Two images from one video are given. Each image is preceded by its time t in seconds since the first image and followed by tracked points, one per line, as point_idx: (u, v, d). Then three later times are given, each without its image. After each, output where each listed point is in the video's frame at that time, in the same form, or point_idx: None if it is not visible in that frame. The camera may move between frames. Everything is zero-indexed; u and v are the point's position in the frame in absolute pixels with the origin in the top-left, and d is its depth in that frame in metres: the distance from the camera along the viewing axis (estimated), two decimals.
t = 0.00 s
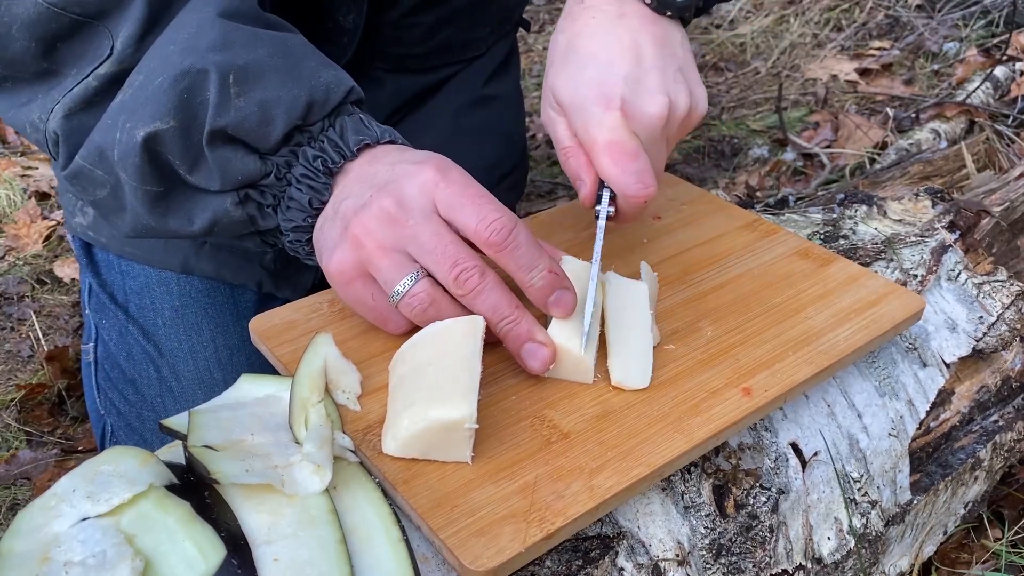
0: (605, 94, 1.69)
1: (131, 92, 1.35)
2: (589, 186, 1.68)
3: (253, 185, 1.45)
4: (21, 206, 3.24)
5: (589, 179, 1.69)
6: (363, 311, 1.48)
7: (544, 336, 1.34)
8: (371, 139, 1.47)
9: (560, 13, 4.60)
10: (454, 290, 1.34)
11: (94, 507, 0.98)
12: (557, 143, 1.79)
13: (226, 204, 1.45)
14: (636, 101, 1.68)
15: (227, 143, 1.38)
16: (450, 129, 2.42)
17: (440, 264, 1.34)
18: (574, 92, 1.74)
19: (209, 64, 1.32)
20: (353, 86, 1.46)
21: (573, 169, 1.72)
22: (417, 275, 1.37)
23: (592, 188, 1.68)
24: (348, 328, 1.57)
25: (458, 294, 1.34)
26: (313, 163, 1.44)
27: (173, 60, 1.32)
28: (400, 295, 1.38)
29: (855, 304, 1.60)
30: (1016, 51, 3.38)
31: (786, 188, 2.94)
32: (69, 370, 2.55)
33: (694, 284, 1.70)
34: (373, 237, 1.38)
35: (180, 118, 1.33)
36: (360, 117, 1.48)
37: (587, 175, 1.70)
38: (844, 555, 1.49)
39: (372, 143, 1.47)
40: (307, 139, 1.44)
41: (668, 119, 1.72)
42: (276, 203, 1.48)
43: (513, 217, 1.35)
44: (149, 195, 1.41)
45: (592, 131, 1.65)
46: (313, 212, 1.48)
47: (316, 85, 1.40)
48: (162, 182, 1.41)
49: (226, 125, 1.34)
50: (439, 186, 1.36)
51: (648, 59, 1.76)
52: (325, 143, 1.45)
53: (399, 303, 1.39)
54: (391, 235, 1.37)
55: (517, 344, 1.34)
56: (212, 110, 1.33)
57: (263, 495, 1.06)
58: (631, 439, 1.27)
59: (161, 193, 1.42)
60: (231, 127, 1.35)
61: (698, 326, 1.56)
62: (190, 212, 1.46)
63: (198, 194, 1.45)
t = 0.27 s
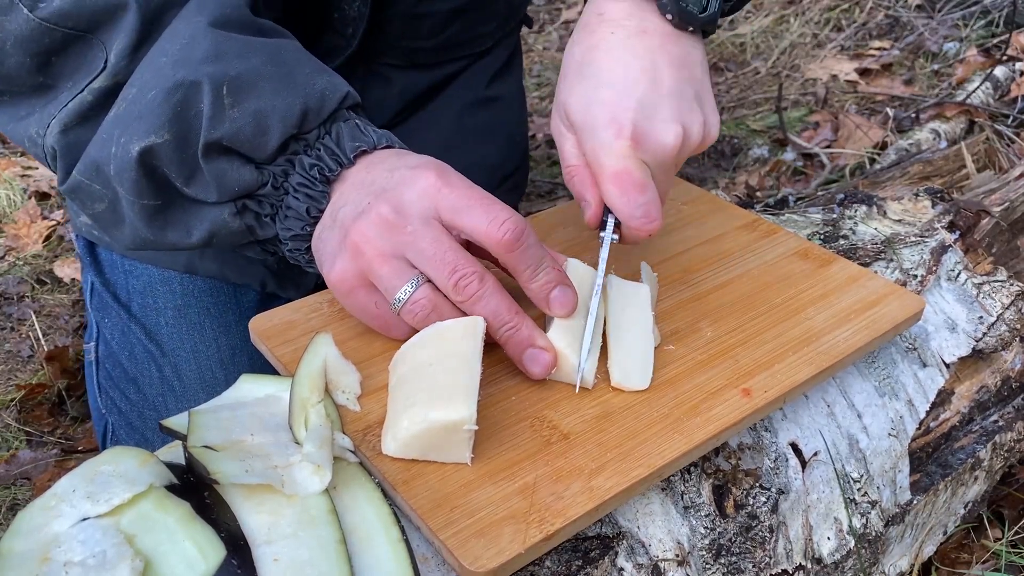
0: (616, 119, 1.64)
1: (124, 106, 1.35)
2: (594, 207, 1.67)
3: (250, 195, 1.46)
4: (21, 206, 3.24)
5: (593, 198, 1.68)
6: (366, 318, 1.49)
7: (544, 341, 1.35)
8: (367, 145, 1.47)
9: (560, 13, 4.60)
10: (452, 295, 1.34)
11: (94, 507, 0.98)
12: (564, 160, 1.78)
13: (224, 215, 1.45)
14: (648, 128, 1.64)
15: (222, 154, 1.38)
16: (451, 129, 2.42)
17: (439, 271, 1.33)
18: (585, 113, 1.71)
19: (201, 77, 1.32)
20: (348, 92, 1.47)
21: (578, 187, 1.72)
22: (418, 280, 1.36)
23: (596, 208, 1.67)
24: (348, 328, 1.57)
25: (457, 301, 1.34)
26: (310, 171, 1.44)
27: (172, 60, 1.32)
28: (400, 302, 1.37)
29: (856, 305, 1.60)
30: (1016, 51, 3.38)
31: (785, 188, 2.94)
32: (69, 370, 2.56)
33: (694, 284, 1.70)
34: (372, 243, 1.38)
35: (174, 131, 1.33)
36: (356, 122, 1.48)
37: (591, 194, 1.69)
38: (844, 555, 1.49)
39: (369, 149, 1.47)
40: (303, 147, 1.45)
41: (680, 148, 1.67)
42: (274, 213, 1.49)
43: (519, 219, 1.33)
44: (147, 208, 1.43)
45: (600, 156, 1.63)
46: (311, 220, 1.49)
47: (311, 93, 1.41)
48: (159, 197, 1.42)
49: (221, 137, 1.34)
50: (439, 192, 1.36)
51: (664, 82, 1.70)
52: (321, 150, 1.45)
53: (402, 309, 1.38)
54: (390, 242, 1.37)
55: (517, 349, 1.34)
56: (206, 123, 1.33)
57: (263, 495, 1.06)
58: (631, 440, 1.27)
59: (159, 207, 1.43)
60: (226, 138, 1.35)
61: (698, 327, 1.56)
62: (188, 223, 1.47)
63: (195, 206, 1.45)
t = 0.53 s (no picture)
0: (612, 135, 1.66)
1: (127, 66, 1.35)
2: (589, 223, 1.66)
3: (249, 163, 1.45)
4: (21, 206, 3.24)
5: (588, 213, 1.67)
6: (357, 299, 1.48)
7: (543, 342, 1.36)
8: (373, 121, 1.47)
9: (560, 13, 4.60)
10: (457, 286, 1.31)
11: (94, 507, 0.98)
12: (557, 173, 1.76)
13: (221, 181, 1.44)
14: (643, 146, 1.66)
15: (225, 120, 1.38)
16: (450, 128, 2.41)
17: (445, 260, 1.31)
18: (581, 127, 1.71)
19: (210, 38, 1.32)
20: (355, 69, 1.48)
21: (573, 203, 1.71)
22: (421, 271, 1.36)
23: (592, 223, 1.66)
24: (348, 328, 1.57)
25: (461, 292, 1.32)
26: (313, 141, 1.44)
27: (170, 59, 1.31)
28: (400, 289, 1.37)
29: (856, 305, 1.60)
30: (1016, 51, 3.38)
31: (785, 188, 2.94)
32: (69, 370, 2.55)
33: (694, 284, 1.70)
34: (380, 224, 1.35)
35: (178, 91, 1.33)
36: (363, 100, 1.48)
37: (586, 209, 1.68)
38: (844, 555, 1.49)
39: (374, 125, 1.46)
40: (307, 118, 1.45)
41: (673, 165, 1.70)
42: (272, 183, 1.48)
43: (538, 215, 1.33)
44: (143, 171, 1.41)
45: (597, 171, 1.63)
46: (310, 192, 1.47)
47: (318, 64, 1.41)
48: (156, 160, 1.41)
49: (225, 99, 1.34)
50: (456, 181, 1.35)
51: (657, 102, 1.73)
52: (326, 122, 1.45)
53: (400, 297, 1.38)
54: (398, 224, 1.34)
55: (516, 350, 1.34)
56: (212, 84, 1.32)
57: (263, 495, 1.06)
58: (631, 440, 1.27)
59: (155, 170, 1.42)
60: (229, 101, 1.35)
61: (698, 327, 1.56)
62: (185, 190, 1.45)
63: (193, 171, 1.44)
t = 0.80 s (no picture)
0: (616, 100, 1.67)
1: (136, 51, 1.36)
2: (593, 187, 1.68)
3: (253, 153, 1.44)
4: (21, 206, 3.24)
5: (593, 179, 1.69)
6: (349, 294, 1.48)
7: (542, 344, 1.36)
8: (378, 114, 1.45)
9: (560, 12, 4.60)
10: (456, 288, 1.31)
11: (94, 507, 0.98)
12: (562, 141, 1.78)
13: (225, 170, 1.43)
14: (647, 109, 1.67)
15: (230, 107, 1.38)
16: (450, 128, 2.41)
17: (446, 261, 1.31)
18: (585, 93, 1.73)
19: (216, 26, 1.34)
20: (361, 60, 1.47)
21: (577, 169, 1.72)
22: (415, 272, 1.36)
23: (595, 189, 1.68)
24: (349, 328, 1.56)
25: (461, 294, 1.32)
26: (317, 134, 1.42)
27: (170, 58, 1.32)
28: (394, 290, 1.37)
29: (856, 304, 1.60)
30: (1016, 51, 3.38)
31: (785, 188, 2.94)
32: (69, 370, 2.55)
33: (694, 284, 1.69)
34: (380, 224, 1.35)
35: (183, 78, 1.34)
36: (368, 93, 1.46)
37: (590, 175, 1.69)
38: (844, 555, 1.49)
39: (379, 118, 1.45)
40: (312, 110, 1.43)
41: (675, 129, 1.72)
42: (276, 173, 1.47)
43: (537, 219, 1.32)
44: (148, 157, 1.41)
45: (601, 136, 1.64)
46: (313, 183, 1.46)
47: (325, 54, 1.41)
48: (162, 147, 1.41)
49: (229, 87, 1.34)
50: (456, 182, 1.34)
51: (660, 66, 1.75)
52: (330, 114, 1.43)
53: (392, 298, 1.39)
54: (398, 224, 1.34)
55: (515, 352, 1.35)
56: (217, 71, 1.33)
57: (263, 495, 1.06)
58: (631, 439, 1.27)
59: (160, 156, 1.42)
60: (234, 90, 1.35)
61: (698, 326, 1.56)
62: (189, 176, 1.44)
63: (198, 159, 1.44)
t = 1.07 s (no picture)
0: (592, 153, 1.70)
1: (127, 63, 1.35)
2: (578, 240, 1.70)
3: (249, 163, 1.44)
4: (21, 205, 3.24)
5: (576, 232, 1.70)
6: (354, 297, 1.48)
7: (545, 342, 1.36)
8: (374, 122, 1.47)
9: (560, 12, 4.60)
10: (459, 286, 1.31)
11: (94, 508, 0.98)
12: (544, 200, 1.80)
13: (221, 180, 1.43)
14: (622, 161, 1.71)
15: (226, 118, 1.37)
16: (450, 128, 2.41)
17: (447, 260, 1.31)
18: (561, 151, 1.76)
19: (210, 36, 1.32)
20: (355, 68, 1.47)
21: (560, 224, 1.73)
22: (418, 271, 1.35)
23: (580, 241, 1.70)
24: (349, 329, 1.56)
25: (463, 293, 1.32)
26: (313, 142, 1.43)
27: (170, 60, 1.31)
28: (399, 289, 1.37)
29: (856, 305, 1.60)
30: (1016, 51, 3.38)
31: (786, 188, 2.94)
32: (69, 370, 2.55)
33: (694, 285, 1.69)
34: (381, 225, 1.35)
35: (177, 90, 1.33)
36: (363, 100, 1.48)
37: (573, 228, 1.71)
38: (844, 556, 1.49)
39: (375, 126, 1.46)
40: (307, 118, 1.44)
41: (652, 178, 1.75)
42: (272, 183, 1.46)
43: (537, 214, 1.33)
44: (142, 170, 1.40)
45: (583, 186, 1.67)
46: (310, 192, 1.46)
47: (319, 63, 1.41)
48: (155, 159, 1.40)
49: (226, 98, 1.34)
50: (455, 183, 1.35)
51: (630, 124, 1.80)
52: (326, 123, 1.44)
53: (401, 295, 1.38)
54: (399, 224, 1.34)
55: (518, 350, 1.34)
56: (212, 82, 1.32)
57: (263, 495, 1.06)
58: (631, 440, 1.27)
59: (154, 169, 1.41)
60: (231, 100, 1.34)
61: (698, 328, 1.56)
62: (183, 188, 1.44)
63: (192, 171, 1.43)
